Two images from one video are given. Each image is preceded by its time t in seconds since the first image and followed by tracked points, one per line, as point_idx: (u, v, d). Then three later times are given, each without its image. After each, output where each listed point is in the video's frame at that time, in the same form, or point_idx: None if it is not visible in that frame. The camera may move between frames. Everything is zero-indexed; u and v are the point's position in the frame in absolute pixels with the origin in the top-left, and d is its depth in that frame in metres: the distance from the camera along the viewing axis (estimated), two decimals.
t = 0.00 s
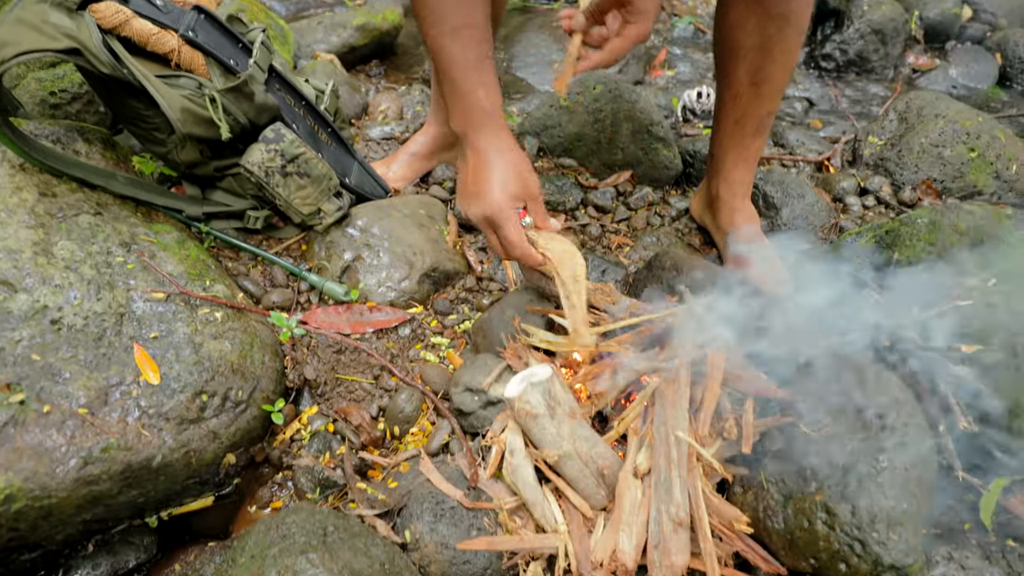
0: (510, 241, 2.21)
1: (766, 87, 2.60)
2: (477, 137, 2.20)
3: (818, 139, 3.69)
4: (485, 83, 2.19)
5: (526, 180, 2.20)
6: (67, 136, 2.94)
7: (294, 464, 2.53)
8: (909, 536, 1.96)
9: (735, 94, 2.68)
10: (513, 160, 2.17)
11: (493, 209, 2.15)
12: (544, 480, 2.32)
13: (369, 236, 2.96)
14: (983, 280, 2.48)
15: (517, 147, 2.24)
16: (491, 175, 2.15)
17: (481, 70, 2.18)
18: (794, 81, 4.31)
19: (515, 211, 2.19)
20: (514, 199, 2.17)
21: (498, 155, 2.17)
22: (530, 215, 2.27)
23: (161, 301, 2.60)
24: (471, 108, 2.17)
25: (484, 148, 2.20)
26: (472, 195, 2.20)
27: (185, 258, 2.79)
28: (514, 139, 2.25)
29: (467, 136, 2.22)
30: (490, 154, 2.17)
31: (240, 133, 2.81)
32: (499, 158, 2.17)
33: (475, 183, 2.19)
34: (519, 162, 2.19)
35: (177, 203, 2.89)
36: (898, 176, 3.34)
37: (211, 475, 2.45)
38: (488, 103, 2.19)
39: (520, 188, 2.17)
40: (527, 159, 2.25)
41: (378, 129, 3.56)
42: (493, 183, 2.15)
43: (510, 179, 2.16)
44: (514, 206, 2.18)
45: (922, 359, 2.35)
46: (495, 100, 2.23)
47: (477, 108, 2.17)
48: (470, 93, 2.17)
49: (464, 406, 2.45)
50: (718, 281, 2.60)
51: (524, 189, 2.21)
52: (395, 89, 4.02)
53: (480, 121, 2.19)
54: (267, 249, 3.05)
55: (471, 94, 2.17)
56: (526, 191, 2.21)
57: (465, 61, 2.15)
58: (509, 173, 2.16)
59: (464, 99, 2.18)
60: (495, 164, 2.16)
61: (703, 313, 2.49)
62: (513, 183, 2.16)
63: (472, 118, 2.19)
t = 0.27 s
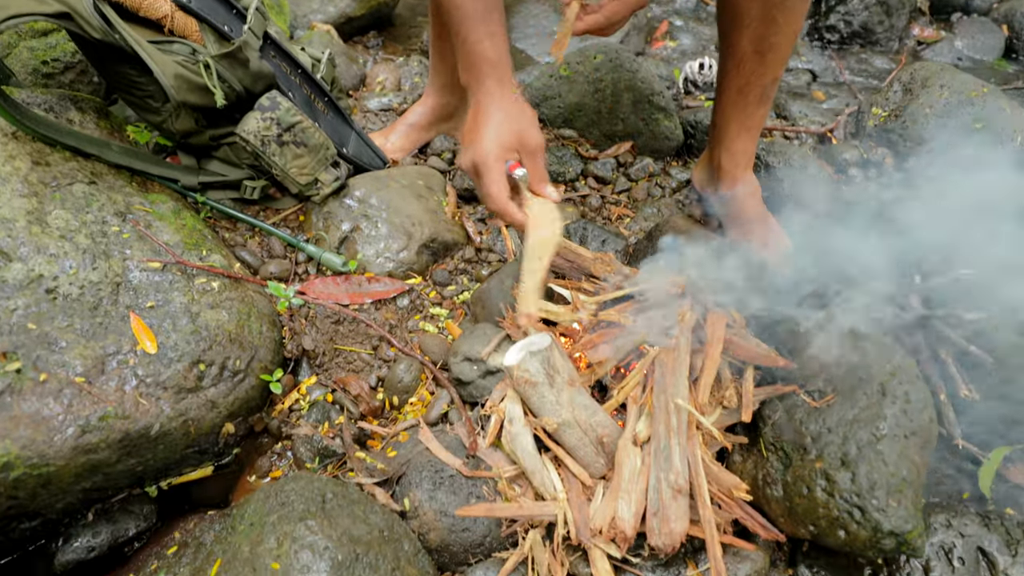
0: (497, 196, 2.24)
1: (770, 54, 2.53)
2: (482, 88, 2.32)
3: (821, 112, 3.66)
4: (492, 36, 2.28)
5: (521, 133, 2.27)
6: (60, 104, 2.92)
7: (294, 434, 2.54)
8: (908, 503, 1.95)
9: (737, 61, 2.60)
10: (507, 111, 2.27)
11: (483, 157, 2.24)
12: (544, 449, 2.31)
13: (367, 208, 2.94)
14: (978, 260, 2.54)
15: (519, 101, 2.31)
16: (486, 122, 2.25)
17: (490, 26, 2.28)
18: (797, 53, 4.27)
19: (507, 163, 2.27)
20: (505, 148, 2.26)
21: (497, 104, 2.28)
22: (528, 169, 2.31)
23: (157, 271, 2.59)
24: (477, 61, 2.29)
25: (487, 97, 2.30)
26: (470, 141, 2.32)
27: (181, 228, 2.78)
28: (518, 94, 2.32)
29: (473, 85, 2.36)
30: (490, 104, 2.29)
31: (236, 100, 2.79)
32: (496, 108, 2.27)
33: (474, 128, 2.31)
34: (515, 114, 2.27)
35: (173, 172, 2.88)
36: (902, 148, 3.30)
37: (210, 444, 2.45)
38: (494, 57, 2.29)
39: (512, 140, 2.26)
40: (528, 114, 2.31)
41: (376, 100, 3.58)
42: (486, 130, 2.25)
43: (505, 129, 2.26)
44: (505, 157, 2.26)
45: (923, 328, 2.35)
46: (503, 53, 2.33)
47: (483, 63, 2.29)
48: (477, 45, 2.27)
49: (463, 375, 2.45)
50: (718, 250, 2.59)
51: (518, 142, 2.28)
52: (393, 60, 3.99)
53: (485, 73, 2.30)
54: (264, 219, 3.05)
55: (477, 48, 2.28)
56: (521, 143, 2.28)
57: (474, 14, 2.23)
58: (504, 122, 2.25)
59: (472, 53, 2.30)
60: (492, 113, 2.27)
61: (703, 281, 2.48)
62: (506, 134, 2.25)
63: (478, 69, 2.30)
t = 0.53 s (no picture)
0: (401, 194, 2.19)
1: (775, 28, 2.43)
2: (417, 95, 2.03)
3: (823, 88, 3.63)
4: (443, 50, 1.94)
5: (440, 154, 2.07)
6: (54, 80, 2.92)
7: (292, 411, 2.53)
8: (907, 477, 1.94)
9: (742, 33, 2.51)
10: (430, 131, 2.03)
11: (392, 166, 2.10)
12: (543, 425, 2.32)
13: (365, 184, 2.99)
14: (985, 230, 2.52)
15: (453, 121, 2.07)
16: (406, 132, 2.04)
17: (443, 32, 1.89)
18: (799, 30, 4.24)
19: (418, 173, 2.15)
20: (418, 165, 2.09)
21: (422, 115, 2.03)
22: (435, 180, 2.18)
23: (154, 248, 2.57)
24: (418, 70, 1.98)
25: (418, 104, 2.05)
26: (390, 141, 2.11)
27: (177, 205, 2.77)
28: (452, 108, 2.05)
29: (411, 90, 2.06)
30: (415, 113, 2.05)
31: (231, 74, 2.78)
32: (420, 123, 2.03)
33: (396, 131, 2.10)
34: (437, 133, 2.04)
35: (169, 148, 2.89)
36: (904, 125, 3.28)
37: (209, 421, 2.45)
38: (438, 73, 1.96)
39: (431, 156, 2.06)
40: (453, 131, 2.06)
41: (374, 77, 3.58)
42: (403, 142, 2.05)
43: (423, 145, 2.05)
44: (414, 170, 2.12)
45: (926, 306, 2.34)
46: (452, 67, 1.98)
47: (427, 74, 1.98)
48: (418, 53, 1.94)
49: (462, 351, 2.44)
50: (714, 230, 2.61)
51: (434, 160, 2.07)
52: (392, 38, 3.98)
53: (424, 88, 2.00)
54: (262, 195, 3.08)
55: (422, 54, 1.93)
56: (434, 161, 2.08)
57: (423, 27, 1.86)
58: (423, 138, 2.04)
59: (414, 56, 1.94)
60: (413, 126, 2.04)
61: (703, 260, 2.48)
62: (422, 151, 2.06)
63: (419, 79, 2.00)
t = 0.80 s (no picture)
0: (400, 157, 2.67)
1: (773, 8, 2.51)
2: (415, 77, 2.48)
3: (823, 70, 3.62)
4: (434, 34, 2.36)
5: (435, 126, 2.56)
6: (48, 60, 2.91)
7: (290, 391, 2.55)
8: (904, 456, 1.94)
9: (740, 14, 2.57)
10: (427, 109, 2.50)
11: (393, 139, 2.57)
12: (540, 405, 2.33)
13: (362, 164, 3.03)
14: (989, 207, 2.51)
15: (443, 95, 2.50)
16: (404, 110, 2.50)
17: (435, 20, 2.32)
18: (801, 11, 4.16)
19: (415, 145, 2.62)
20: (415, 138, 2.57)
21: (414, 97, 2.49)
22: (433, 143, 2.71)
23: (150, 229, 2.57)
24: (418, 57, 2.43)
25: (417, 86, 2.48)
26: (387, 117, 2.57)
27: (173, 185, 2.77)
28: (444, 87, 2.50)
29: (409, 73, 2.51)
30: (413, 93, 2.50)
31: (226, 54, 2.83)
32: (418, 104, 2.49)
33: (395, 108, 2.54)
34: (434, 110, 2.51)
35: (165, 129, 2.90)
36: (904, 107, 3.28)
37: (207, 401, 2.45)
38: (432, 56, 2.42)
39: (427, 132, 2.57)
40: (447, 108, 2.55)
41: (372, 59, 3.68)
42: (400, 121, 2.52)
43: (420, 118, 2.52)
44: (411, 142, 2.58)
45: (924, 285, 2.34)
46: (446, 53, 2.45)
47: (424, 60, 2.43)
48: (418, 45, 2.40)
49: (460, 331, 2.45)
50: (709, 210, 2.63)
51: (430, 131, 2.58)
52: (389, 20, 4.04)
53: (422, 74, 2.46)
54: (258, 176, 3.08)
55: (418, 36, 2.37)
56: (432, 131, 2.58)
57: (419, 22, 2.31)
58: (421, 115, 2.50)
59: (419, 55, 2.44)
60: (410, 107, 2.50)
61: (701, 239, 2.48)
62: (419, 126, 2.54)
63: (418, 69, 2.47)
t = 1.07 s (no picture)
0: None
1: None
2: None
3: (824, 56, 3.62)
4: None
5: None
6: (45, 45, 2.91)
7: (289, 375, 2.57)
8: (900, 439, 1.95)
9: None
10: None
11: None
12: (538, 389, 2.33)
13: (360, 150, 3.02)
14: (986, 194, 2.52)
15: None
16: None
17: None
18: None
19: None
20: None
21: None
22: None
23: (148, 213, 2.57)
24: None
25: None
26: None
27: (171, 170, 2.77)
28: None
29: None
30: None
31: (223, 39, 2.81)
32: None
33: None
34: None
35: (162, 114, 2.90)
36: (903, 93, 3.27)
37: (207, 386, 2.45)
38: None
39: None
40: None
41: (369, 45, 3.77)
42: None
43: None
44: None
45: (922, 269, 2.34)
46: None
47: None
48: None
49: (459, 316, 2.45)
50: (705, 196, 2.67)
51: None
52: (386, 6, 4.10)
53: None
54: (257, 162, 3.12)
55: None
56: None
57: None
58: None
59: None
60: None
61: (699, 224, 2.49)
62: None
63: None
